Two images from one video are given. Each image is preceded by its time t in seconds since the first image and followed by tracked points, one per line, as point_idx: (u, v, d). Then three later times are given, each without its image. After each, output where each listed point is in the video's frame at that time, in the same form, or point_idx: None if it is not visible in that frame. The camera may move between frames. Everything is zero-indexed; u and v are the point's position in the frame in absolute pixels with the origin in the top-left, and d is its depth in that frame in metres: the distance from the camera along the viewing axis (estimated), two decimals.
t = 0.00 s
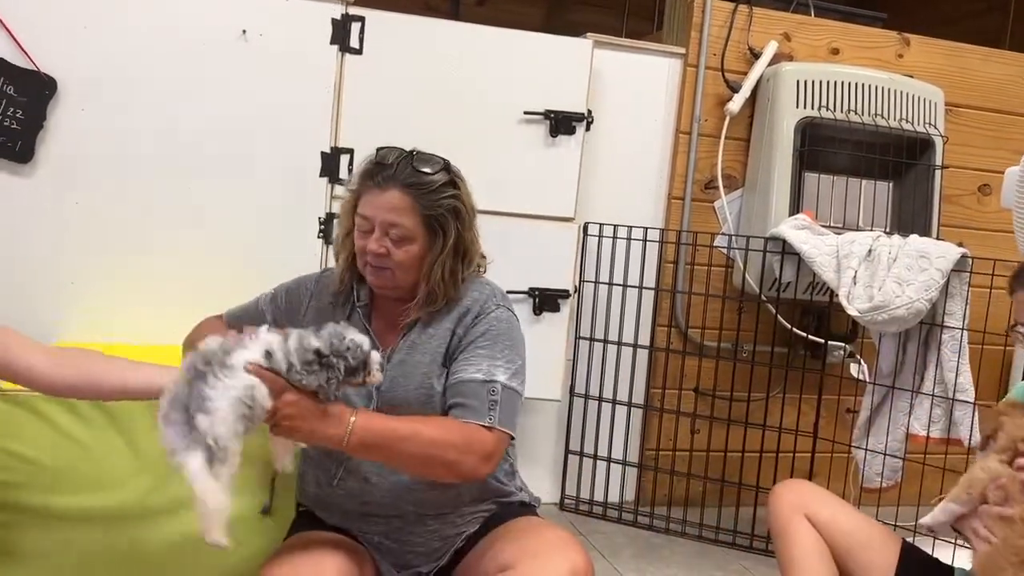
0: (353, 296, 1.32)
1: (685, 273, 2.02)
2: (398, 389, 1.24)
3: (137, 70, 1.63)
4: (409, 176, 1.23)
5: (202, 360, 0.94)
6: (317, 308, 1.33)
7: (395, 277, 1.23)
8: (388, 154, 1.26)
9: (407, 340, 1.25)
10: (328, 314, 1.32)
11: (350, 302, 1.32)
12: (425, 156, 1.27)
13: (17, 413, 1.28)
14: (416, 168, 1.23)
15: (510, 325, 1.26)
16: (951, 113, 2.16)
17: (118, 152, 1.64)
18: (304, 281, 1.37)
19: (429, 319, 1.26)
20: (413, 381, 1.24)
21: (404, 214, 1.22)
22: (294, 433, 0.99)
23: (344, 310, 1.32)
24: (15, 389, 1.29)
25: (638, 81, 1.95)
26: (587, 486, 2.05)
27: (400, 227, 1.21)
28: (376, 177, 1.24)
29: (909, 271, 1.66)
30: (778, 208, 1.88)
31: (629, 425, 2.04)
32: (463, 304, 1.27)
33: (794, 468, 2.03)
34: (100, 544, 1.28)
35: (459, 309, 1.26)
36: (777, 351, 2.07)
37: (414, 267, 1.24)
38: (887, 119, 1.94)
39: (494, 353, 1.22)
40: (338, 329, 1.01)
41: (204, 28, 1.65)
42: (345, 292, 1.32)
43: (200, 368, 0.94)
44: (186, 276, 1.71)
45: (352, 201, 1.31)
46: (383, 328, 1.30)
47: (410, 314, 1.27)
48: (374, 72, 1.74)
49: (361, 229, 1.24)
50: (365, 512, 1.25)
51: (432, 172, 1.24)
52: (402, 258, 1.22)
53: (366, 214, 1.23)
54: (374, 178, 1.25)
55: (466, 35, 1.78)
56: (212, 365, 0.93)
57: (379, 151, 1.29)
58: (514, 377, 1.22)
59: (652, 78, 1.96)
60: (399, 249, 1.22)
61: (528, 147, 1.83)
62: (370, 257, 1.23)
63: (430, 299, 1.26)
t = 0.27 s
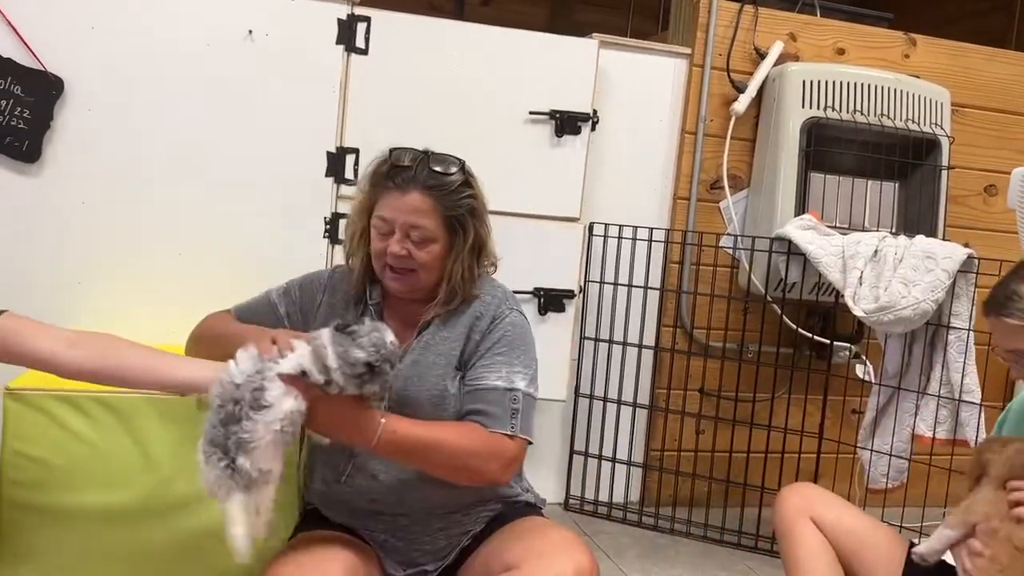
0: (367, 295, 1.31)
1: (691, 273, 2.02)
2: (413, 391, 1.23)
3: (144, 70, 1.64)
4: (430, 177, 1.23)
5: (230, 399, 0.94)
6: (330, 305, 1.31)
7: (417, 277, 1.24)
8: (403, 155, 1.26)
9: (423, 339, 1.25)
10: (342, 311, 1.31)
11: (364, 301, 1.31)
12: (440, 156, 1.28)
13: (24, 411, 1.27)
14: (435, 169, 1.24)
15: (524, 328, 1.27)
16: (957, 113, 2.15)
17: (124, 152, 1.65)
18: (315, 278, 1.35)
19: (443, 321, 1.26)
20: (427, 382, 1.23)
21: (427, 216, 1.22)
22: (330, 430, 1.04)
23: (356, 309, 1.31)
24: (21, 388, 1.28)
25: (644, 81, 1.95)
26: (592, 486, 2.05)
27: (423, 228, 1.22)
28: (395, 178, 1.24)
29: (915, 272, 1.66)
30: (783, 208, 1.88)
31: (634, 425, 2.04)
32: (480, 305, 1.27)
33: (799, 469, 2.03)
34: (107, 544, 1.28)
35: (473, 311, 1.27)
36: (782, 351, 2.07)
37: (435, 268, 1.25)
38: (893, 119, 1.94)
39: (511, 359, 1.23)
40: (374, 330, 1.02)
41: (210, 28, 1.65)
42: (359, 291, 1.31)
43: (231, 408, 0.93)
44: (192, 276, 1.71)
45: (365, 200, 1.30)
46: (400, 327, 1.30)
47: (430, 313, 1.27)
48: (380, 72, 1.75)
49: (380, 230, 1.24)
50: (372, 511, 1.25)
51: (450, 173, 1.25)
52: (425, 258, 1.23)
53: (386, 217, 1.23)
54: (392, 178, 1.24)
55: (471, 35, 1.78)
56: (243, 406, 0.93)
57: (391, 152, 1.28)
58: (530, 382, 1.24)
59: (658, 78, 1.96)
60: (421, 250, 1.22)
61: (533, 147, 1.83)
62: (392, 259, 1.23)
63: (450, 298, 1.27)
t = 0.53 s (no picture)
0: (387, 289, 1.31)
1: (696, 272, 2.02)
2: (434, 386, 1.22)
3: (151, 68, 1.64)
4: (459, 177, 1.25)
5: (265, 400, 1.03)
6: (349, 298, 1.31)
7: (442, 275, 1.25)
8: (429, 152, 1.27)
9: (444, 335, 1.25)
10: (360, 304, 1.30)
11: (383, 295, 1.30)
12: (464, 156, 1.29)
13: (32, 405, 1.28)
14: (464, 169, 1.25)
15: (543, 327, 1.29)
16: (964, 113, 2.15)
17: (132, 150, 1.66)
18: (334, 271, 1.34)
19: (463, 319, 1.26)
20: (448, 377, 1.23)
21: (455, 215, 1.24)
22: (375, 426, 1.09)
23: (374, 304, 1.30)
24: (29, 382, 1.28)
25: (649, 80, 1.95)
26: (596, 484, 2.05)
27: (451, 227, 1.23)
28: (424, 176, 1.25)
29: (920, 271, 1.64)
30: (789, 206, 1.88)
31: (638, 424, 2.04)
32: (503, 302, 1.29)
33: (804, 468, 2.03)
34: (114, 538, 1.29)
35: (496, 309, 1.28)
36: (787, 350, 2.07)
37: (459, 266, 1.26)
38: (899, 118, 1.93)
39: (536, 359, 1.26)
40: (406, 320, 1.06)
41: (217, 26, 1.66)
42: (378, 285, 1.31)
43: (265, 408, 1.03)
44: (198, 273, 1.72)
45: (389, 196, 1.31)
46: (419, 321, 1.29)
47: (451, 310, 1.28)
48: (386, 70, 1.75)
49: (406, 227, 1.24)
50: (379, 507, 1.26)
51: (478, 173, 1.26)
52: (451, 256, 1.24)
53: (413, 216, 1.23)
54: (420, 176, 1.25)
55: (477, 34, 1.78)
56: (274, 408, 1.02)
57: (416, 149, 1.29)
58: (554, 377, 1.28)
59: (663, 77, 1.96)
60: (449, 248, 1.24)
61: (539, 145, 1.84)
62: (418, 255, 1.23)
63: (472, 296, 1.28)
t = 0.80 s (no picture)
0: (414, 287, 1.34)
1: (702, 272, 2.01)
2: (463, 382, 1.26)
3: (158, 67, 1.65)
4: (498, 183, 1.29)
5: (321, 391, 1.09)
6: (375, 296, 1.33)
7: (474, 276, 1.29)
8: (468, 156, 1.31)
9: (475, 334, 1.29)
10: (385, 301, 1.32)
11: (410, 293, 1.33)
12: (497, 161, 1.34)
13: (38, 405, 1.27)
14: (502, 176, 1.30)
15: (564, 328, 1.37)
16: (972, 114, 2.14)
17: (138, 149, 1.66)
18: (356, 273, 1.35)
19: (492, 321, 1.31)
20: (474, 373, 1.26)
21: (493, 220, 1.28)
22: (432, 427, 1.13)
23: (399, 301, 1.32)
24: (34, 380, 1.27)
25: (655, 80, 1.95)
26: (602, 485, 2.05)
27: (490, 232, 1.28)
28: (465, 181, 1.29)
29: (928, 272, 1.63)
30: (796, 207, 1.87)
31: (644, 425, 2.03)
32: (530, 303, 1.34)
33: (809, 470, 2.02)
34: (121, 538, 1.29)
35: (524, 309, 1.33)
36: (793, 351, 2.06)
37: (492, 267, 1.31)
38: (906, 119, 1.93)
39: (562, 359, 1.32)
40: (455, 321, 1.10)
41: (222, 26, 1.66)
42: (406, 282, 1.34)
43: (321, 397, 1.09)
44: (204, 273, 1.72)
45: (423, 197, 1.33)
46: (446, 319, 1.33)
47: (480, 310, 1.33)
48: (392, 70, 1.75)
49: (445, 229, 1.28)
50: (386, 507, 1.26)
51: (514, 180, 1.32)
52: (485, 259, 1.29)
53: (454, 217, 1.27)
54: (461, 180, 1.29)
55: (482, 33, 1.78)
56: (329, 398, 1.08)
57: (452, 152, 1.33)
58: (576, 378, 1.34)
59: (669, 77, 1.96)
60: (485, 251, 1.28)
61: (544, 145, 1.83)
62: (456, 257, 1.27)
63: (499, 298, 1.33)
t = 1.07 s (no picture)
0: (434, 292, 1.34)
1: (708, 273, 2.01)
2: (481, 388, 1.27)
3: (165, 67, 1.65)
4: (525, 192, 1.29)
5: (373, 473, 1.11)
6: (394, 302, 1.33)
7: (496, 283, 1.30)
8: (498, 163, 1.30)
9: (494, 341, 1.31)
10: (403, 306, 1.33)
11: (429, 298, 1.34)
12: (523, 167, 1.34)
13: (44, 404, 1.27)
14: (530, 185, 1.30)
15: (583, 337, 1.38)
16: (980, 115, 2.14)
17: (145, 148, 1.66)
18: (372, 278, 1.35)
19: (514, 329, 1.32)
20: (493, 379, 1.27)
21: (518, 229, 1.28)
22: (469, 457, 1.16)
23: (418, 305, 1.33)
24: (42, 379, 1.26)
25: (662, 81, 1.94)
26: (607, 486, 2.04)
27: (515, 240, 1.28)
28: (493, 188, 1.28)
29: (936, 273, 1.63)
30: (803, 208, 1.87)
31: (650, 426, 2.03)
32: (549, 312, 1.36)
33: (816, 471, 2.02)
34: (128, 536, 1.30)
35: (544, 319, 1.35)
36: (800, 353, 2.05)
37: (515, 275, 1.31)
38: (914, 120, 1.92)
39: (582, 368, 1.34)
40: (479, 360, 1.15)
41: (229, 26, 1.66)
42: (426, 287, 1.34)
43: (378, 481, 1.11)
44: (211, 272, 1.72)
45: (449, 202, 1.33)
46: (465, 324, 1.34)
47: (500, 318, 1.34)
48: (399, 71, 1.75)
49: (470, 235, 1.28)
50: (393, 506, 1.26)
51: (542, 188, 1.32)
52: (509, 268, 1.29)
53: (480, 225, 1.27)
54: (489, 187, 1.29)
55: (489, 34, 1.78)
56: (386, 477, 1.10)
57: (481, 158, 1.33)
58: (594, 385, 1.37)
59: (676, 77, 1.95)
60: (509, 259, 1.29)
61: (551, 145, 1.83)
62: (480, 264, 1.27)
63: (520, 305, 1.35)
